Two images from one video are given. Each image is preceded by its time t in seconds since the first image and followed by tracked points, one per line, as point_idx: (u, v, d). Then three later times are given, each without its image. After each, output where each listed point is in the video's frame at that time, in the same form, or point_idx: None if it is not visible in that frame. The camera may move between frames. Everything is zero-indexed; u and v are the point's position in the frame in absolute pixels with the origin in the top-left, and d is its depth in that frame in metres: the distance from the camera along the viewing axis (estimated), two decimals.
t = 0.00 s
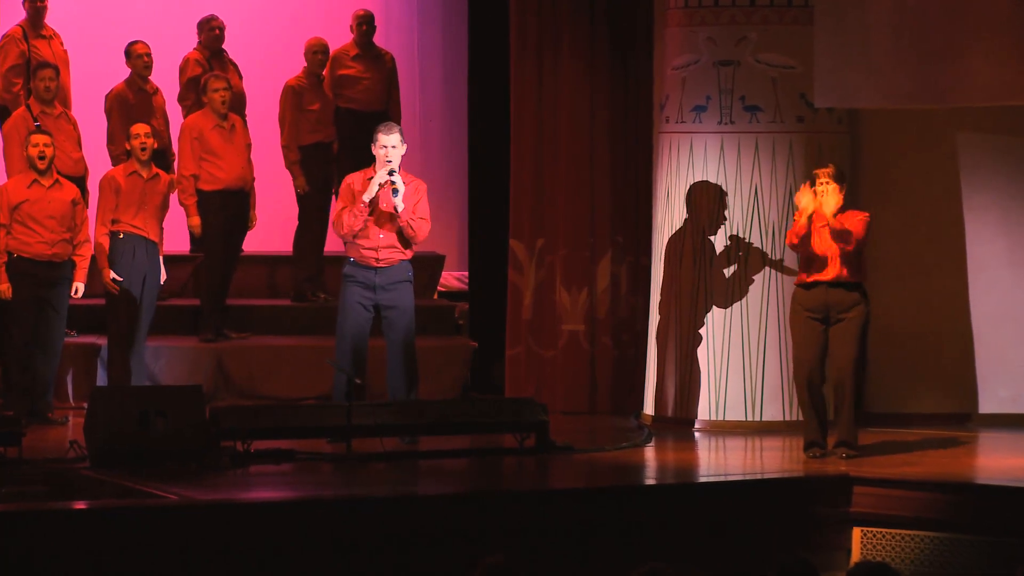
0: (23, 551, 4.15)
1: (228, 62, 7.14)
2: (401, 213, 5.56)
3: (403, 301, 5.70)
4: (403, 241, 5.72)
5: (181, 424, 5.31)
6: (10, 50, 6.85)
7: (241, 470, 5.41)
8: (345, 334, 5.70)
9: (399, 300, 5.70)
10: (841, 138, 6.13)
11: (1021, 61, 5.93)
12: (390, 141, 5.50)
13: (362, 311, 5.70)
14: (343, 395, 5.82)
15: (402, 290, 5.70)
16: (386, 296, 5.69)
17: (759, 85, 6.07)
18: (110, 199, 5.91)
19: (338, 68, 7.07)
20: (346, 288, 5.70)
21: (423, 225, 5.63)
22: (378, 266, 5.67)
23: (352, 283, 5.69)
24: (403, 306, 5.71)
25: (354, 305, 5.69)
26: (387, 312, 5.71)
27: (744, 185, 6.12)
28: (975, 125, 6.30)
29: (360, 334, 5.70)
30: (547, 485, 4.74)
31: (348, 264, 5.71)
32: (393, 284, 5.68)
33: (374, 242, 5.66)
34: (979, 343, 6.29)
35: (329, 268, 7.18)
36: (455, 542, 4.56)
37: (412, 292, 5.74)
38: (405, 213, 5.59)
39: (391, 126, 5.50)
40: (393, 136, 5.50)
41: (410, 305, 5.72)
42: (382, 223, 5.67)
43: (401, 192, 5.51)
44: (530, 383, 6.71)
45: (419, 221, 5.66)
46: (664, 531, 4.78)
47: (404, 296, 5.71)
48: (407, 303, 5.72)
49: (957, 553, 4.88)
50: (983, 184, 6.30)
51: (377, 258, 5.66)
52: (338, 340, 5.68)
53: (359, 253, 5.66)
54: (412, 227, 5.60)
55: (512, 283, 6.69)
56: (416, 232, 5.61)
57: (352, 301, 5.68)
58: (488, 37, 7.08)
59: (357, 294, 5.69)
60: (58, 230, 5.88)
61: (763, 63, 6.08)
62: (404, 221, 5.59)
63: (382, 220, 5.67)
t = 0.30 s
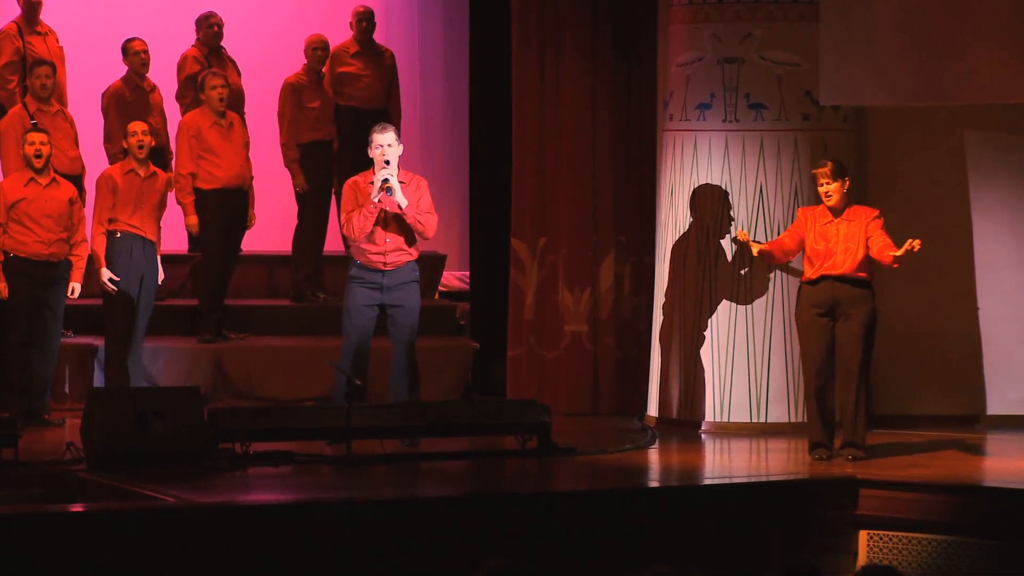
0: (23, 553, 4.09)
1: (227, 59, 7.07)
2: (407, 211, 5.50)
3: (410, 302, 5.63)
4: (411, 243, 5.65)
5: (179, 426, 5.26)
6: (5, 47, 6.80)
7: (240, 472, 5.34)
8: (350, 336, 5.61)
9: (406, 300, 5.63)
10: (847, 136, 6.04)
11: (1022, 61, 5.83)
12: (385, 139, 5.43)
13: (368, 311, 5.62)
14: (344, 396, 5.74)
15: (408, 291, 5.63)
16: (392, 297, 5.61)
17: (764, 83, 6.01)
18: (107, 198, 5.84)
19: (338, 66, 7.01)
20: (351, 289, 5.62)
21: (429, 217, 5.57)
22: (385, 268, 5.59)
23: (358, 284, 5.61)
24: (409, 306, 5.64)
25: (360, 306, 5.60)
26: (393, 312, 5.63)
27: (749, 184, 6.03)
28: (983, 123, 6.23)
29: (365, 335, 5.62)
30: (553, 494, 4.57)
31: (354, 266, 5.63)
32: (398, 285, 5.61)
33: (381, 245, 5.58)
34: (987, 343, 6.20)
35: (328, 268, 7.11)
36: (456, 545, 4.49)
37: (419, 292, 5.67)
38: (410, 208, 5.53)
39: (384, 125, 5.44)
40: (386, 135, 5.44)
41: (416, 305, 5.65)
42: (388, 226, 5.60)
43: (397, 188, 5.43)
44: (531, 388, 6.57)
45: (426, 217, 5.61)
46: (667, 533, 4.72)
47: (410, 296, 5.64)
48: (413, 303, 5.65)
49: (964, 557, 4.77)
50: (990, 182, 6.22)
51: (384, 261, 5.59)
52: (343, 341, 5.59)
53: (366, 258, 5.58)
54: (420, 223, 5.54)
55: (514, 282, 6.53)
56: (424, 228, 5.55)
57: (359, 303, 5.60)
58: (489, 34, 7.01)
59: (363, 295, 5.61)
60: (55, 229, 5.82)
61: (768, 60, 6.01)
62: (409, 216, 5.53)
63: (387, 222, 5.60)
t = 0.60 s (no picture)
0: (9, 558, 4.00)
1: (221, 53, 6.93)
2: (437, 202, 5.38)
3: (409, 302, 5.49)
4: (410, 242, 5.51)
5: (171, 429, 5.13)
6: None
7: (234, 476, 5.21)
8: (349, 337, 5.48)
9: (406, 300, 5.48)
10: (855, 131, 5.90)
11: None
12: (370, 139, 5.32)
13: (366, 312, 5.48)
14: (341, 398, 5.60)
15: (408, 290, 5.49)
16: (391, 296, 5.47)
17: (770, 78, 5.87)
18: (98, 196, 5.69)
19: (335, 60, 6.83)
20: (350, 289, 5.48)
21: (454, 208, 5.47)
22: (383, 268, 5.45)
23: (356, 284, 5.47)
24: (409, 306, 5.49)
25: (358, 306, 5.46)
26: (392, 312, 5.49)
27: (755, 181, 5.90)
28: (994, 119, 6.08)
29: (365, 336, 5.48)
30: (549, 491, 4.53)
31: (353, 265, 5.48)
32: (397, 284, 5.47)
33: (378, 244, 5.43)
34: (999, 345, 6.05)
35: (324, 267, 6.97)
36: (454, 551, 4.36)
37: (419, 292, 5.53)
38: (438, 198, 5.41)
39: (370, 124, 5.32)
40: (373, 134, 5.32)
41: (416, 305, 5.51)
42: (387, 225, 5.44)
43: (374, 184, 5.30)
44: (532, 388, 6.42)
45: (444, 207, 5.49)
46: (671, 539, 4.59)
47: (410, 296, 5.50)
48: (413, 303, 5.50)
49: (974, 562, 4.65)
50: (1002, 179, 6.08)
51: (382, 261, 5.44)
52: (342, 343, 5.46)
53: (364, 257, 5.43)
54: (448, 213, 5.43)
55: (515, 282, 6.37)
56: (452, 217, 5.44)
57: (357, 303, 5.46)
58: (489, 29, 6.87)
59: (362, 295, 5.47)
60: (44, 227, 5.68)
61: (774, 54, 5.87)
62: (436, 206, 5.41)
63: (388, 219, 5.43)
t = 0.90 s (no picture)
0: None
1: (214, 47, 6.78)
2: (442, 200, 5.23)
3: (407, 302, 5.32)
4: (407, 239, 5.34)
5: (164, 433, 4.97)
6: None
7: (229, 482, 5.05)
8: (346, 338, 5.32)
9: (403, 300, 5.32)
10: (867, 127, 5.74)
11: None
12: (362, 135, 5.17)
13: (363, 313, 5.32)
14: (338, 401, 5.44)
15: (406, 290, 5.32)
16: (389, 296, 5.31)
17: (780, 72, 5.71)
18: (88, 193, 5.53)
19: (333, 54, 6.70)
20: (347, 289, 5.32)
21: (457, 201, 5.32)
22: (379, 266, 5.28)
23: (353, 283, 5.32)
24: (407, 306, 5.33)
25: (355, 307, 5.31)
26: (390, 313, 5.33)
27: (763, 178, 5.73)
28: (1009, 115, 5.92)
29: (362, 338, 5.32)
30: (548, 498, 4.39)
31: (350, 265, 5.33)
32: (396, 284, 5.30)
33: (372, 240, 5.26)
34: (1015, 347, 5.88)
35: (321, 267, 6.81)
36: (454, 559, 4.24)
37: (418, 291, 5.36)
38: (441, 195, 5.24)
39: (362, 119, 5.16)
40: (365, 130, 5.17)
41: (415, 306, 5.34)
42: (382, 221, 5.27)
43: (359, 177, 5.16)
44: (535, 391, 6.19)
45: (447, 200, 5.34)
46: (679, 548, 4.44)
47: (408, 296, 5.33)
48: (411, 304, 5.33)
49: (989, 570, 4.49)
50: (1017, 177, 5.91)
51: (377, 257, 5.27)
52: (338, 345, 5.30)
53: (358, 254, 5.27)
54: (452, 209, 5.30)
55: (517, 282, 6.21)
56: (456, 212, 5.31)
57: (354, 303, 5.31)
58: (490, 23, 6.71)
59: (359, 295, 5.32)
60: (33, 225, 5.52)
61: (784, 48, 5.71)
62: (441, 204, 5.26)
63: (382, 214, 5.26)
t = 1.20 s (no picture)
0: None
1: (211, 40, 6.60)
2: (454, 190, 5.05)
3: (409, 303, 5.15)
4: (408, 235, 5.18)
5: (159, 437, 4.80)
6: None
7: (225, 489, 4.88)
8: (347, 340, 5.15)
9: (405, 300, 5.15)
10: (885, 122, 5.55)
11: None
12: (367, 125, 5.04)
13: (364, 313, 5.15)
14: (338, 405, 5.27)
15: (407, 290, 5.15)
16: (390, 297, 5.14)
17: (794, 66, 5.53)
18: (81, 190, 5.39)
19: (336, 47, 6.47)
20: (347, 289, 5.15)
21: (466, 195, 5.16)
22: (379, 263, 5.12)
23: (353, 283, 5.15)
24: (409, 307, 5.16)
25: (356, 308, 5.14)
26: (391, 314, 5.16)
27: (777, 175, 5.55)
28: None
29: (363, 339, 5.15)
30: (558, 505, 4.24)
31: (350, 264, 5.16)
32: (397, 283, 5.13)
33: (371, 234, 5.11)
34: None
35: (321, 267, 6.64)
36: (456, 567, 4.09)
37: (420, 291, 5.19)
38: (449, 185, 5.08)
39: (369, 110, 5.02)
40: (371, 121, 5.04)
41: (417, 306, 5.17)
42: (383, 215, 5.11)
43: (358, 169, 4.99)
44: (542, 395, 6.01)
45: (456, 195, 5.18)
46: (695, 557, 4.29)
47: (410, 296, 5.16)
48: (413, 304, 5.16)
49: None
50: None
51: (376, 254, 5.12)
52: (339, 348, 5.13)
53: (356, 251, 5.12)
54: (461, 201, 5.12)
55: (523, 282, 6.01)
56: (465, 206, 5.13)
57: (355, 304, 5.14)
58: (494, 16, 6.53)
59: (359, 295, 5.15)
60: (24, 224, 5.36)
61: (800, 41, 5.53)
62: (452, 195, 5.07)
63: (383, 208, 5.11)
